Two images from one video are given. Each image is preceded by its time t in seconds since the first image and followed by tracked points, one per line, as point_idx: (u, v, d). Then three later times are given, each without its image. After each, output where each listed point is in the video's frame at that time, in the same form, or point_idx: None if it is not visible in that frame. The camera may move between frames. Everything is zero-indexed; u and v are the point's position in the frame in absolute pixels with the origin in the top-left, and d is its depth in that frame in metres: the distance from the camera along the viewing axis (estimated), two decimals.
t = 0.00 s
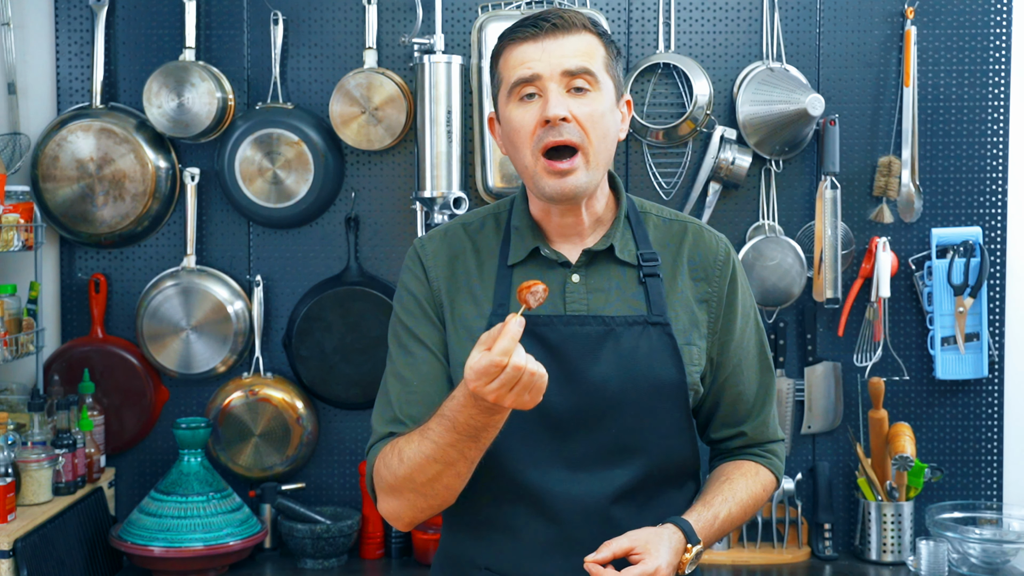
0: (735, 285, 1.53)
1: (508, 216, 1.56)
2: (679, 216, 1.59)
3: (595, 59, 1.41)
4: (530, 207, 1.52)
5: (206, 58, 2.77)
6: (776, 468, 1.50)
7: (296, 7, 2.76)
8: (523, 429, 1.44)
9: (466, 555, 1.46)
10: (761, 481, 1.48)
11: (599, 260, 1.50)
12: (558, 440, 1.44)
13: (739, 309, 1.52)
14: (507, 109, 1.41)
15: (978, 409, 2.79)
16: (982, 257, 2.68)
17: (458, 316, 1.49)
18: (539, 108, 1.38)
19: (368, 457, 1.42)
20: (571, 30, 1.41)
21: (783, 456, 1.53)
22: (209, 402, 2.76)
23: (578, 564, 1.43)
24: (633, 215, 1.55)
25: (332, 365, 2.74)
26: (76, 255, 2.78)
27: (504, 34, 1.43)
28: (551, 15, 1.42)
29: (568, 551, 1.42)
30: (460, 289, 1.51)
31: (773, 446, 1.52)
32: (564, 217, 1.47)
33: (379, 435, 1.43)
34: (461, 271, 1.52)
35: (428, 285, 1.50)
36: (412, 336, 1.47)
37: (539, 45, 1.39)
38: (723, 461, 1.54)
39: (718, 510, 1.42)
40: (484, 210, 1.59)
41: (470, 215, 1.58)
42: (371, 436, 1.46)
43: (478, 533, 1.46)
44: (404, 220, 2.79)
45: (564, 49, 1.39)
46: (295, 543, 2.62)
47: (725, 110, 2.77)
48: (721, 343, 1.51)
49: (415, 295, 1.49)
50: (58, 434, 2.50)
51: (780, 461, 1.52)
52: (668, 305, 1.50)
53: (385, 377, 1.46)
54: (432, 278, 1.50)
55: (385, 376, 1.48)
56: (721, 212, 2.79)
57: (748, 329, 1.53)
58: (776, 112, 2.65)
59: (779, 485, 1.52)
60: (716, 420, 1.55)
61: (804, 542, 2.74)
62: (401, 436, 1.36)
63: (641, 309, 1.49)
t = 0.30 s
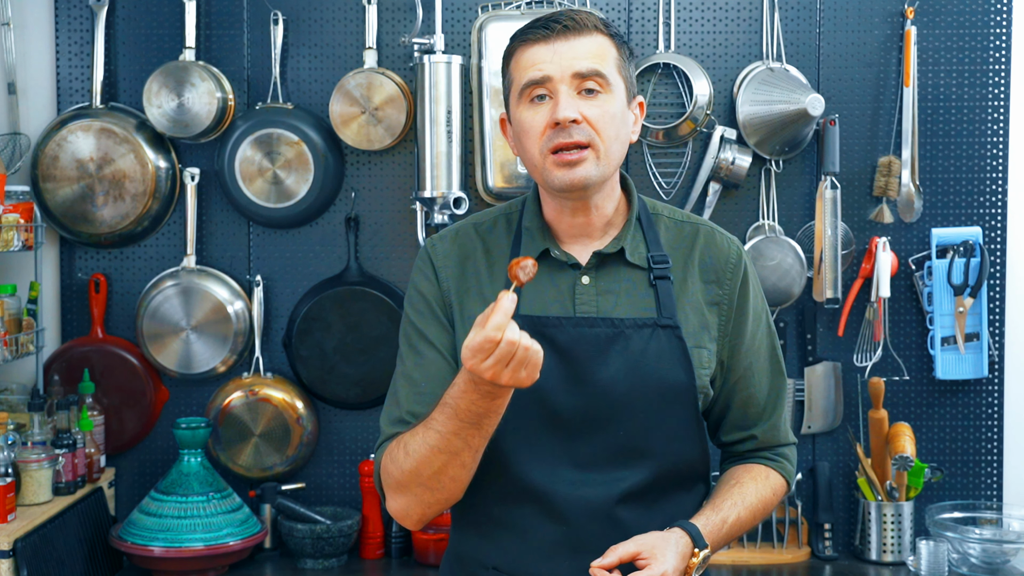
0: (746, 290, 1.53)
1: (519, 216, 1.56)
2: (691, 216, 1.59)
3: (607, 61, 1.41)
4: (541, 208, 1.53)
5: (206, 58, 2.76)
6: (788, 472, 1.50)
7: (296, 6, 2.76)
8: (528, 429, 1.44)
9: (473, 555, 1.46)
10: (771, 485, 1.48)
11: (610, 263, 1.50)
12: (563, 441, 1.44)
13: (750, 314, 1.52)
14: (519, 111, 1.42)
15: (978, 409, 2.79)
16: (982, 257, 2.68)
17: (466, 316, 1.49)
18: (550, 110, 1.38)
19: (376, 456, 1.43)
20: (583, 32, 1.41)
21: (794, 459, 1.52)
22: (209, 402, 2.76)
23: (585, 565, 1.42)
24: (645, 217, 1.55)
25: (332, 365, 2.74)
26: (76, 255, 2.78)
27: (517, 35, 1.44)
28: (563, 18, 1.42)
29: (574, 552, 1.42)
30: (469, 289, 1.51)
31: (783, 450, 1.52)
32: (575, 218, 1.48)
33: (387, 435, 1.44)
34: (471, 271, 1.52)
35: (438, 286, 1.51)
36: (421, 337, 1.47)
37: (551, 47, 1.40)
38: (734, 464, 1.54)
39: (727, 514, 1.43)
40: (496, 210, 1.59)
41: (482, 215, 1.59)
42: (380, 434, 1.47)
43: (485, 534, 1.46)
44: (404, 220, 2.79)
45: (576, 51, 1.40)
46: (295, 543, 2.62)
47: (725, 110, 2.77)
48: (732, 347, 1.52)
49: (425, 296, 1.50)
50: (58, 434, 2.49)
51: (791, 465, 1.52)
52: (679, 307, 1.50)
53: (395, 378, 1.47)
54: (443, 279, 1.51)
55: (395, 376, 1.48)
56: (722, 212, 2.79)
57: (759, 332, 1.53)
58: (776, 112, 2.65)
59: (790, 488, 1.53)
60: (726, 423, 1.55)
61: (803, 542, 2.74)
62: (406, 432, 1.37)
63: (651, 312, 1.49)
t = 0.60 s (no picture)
0: (746, 289, 1.52)
1: (521, 216, 1.56)
2: (692, 216, 1.59)
3: (603, 61, 1.41)
4: (541, 209, 1.53)
5: (206, 58, 2.76)
6: (791, 472, 1.50)
7: (296, 6, 2.76)
8: (528, 428, 1.45)
9: (474, 554, 1.47)
10: (773, 485, 1.48)
11: (610, 262, 1.50)
12: (563, 440, 1.44)
13: (751, 313, 1.52)
14: (514, 112, 1.41)
15: (978, 409, 2.79)
16: (982, 258, 2.68)
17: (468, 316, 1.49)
18: (545, 111, 1.38)
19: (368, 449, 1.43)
20: (579, 33, 1.41)
21: (797, 459, 1.52)
22: (209, 402, 2.76)
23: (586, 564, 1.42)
24: (645, 216, 1.55)
25: (332, 365, 2.74)
26: (76, 255, 2.78)
27: (513, 37, 1.44)
28: (559, 18, 1.42)
29: (575, 552, 1.42)
30: (470, 288, 1.51)
31: (786, 450, 1.52)
32: (573, 217, 1.48)
33: (379, 430, 1.44)
34: (472, 270, 1.52)
35: (438, 287, 1.51)
36: (422, 336, 1.47)
37: (546, 48, 1.40)
38: (737, 464, 1.54)
39: (729, 513, 1.42)
40: (497, 210, 1.59)
41: (483, 216, 1.59)
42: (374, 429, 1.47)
43: (486, 533, 1.46)
44: (403, 220, 2.79)
45: (571, 51, 1.39)
46: (295, 543, 2.62)
47: (725, 110, 2.77)
48: (733, 346, 1.51)
49: (426, 297, 1.50)
50: (58, 434, 2.49)
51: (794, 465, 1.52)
52: (678, 307, 1.50)
53: (392, 375, 1.47)
54: (443, 280, 1.51)
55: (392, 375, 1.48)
56: (722, 212, 2.79)
57: (761, 332, 1.53)
58: (776, 112, 2.65)
59: (793, 489, 1.52)
60: (729, 422, 1.55)
61: (804, 542, 2.74)
62: (398, 425, 1.37)
63: (650, 311, 1.49)
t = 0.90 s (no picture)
0: (732, 287, 1.53)
1: (507, 217, 1.56)
2: (678, 216, 1.60)
3: (584, 70, 1.37)
4: (527, 209, 1.53)
5: (206, 58, 2.76)
6: (776, 471, 1.50)
7: (295, 6, 2.76)
8: (517, 427, 1.44)
9: (462, 554, 1.46)
10: (759, 484, 1.48)
11: (596, 261, 1.51)
12: (552, 438, 1.44)
13: (737, 310, 1.52)
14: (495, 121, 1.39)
15: (978, 409, 2.79)
16: (982, 257, 2.68)
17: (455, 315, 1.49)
18: (525, 123, 1.35)
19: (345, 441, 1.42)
20: (560, 41, 1.38)
21: (783, 458, 1.52)
22: (209, 402, 2.76)
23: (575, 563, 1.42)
24: (631, 216, 1.55)
25: (332, 365, 2.74)
26: (76, 255, 2.78)
27: (493, 43, 1.40)
28: (540, 25, 1.38)
29: (562, 550, 1.42)
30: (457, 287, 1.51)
31: (772, 449, 1.52)
32: (558, 219, 1.48)
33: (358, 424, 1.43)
34: (459, 269, 1.52)
35: (425, 284, 1.51)
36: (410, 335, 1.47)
37: (526, 58, 1.36)
38: (724, 463, 1.54)
39: (715, 512, 1.42)
40: (483, 210, 1.59)
41: (468, 215, 1.59)
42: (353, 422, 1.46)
43: (474, 532, 1.46)
44: (404, 220, 2.79)
45: (551, 61, 1.36)
46: (295, 543, 2.62)
47: (725, 110, 2.77)
48: (720, 344, 1.52)
49: (412, 293, 1.50)
50: (58, 434, 2.49)
51: (780, 464, 1.52)
52: (665, 305, 1.51)
53: (375, 372, 1.46)
54: (429, 277, 1.51)
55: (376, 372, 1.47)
56: (722, 212, 2.79)
57: (747, 330, 1.53)
58: (776, 112, 2.65)
59: (779, 488, 1.52)
60: (716, 421, 1.55)
61: (804, 542, 2.74)
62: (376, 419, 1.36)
63: (637, 309, 1.50)
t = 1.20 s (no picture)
0: (715, 289, 1.53)
1: (490, 218, 1.55)
2: (660, 216, 1.60)
3: (572, 76, 1.36)
4: (511, 210, 1.51)
5: (206, 58, 2.77)
6: (756, 468, 1.50)
7: (295, 7, 2.76)
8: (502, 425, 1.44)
9: (444, 554, 1.46)
10: (739, 481, 1.48)
11: (581, 262, 1.50)
12: (544, 437, 1.44)
13: (719, 310, 1.52)
14: (483, 126, 1.38)
15: (978, 409, 2.79)
16: (982, 257, 2.68)
17: (439, 316, 1.49)
18: (514, 129, 1.35)
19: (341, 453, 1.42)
20: (549, 46, 1.36)
21: (762, 455, 1.52)
22: (209, 402, 2.76)
23: (558, 561, 1.42)
24: (615, 216, 1.55)
25: (332, 365, 2.73)
26: (76, 255, 2.78)
27: (481, 45, 1.38)
28: (528, 30, 1.36)
29: (545, 549, 1.42)
30: (442, 288, 1.51)
31: (751, 446, 1.52)
32: (544, 221, 1.47)
33: (353, 433, 1.42)
34: (443, 271, 1.52)
35: (409, 285, 1.50)
36: (393, 337, 1.47)
37: (515, 63, 1.34)
38: (703, 461, 1.54)
39: (698, 510, 1.42)
40: (466, 212, 1.58)
41: (451, 217, 1.58)
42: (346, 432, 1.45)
43: (456, 531, 1.45)
44: (404, 220, 2.79)
45: (540, 67, 1.35)
46: (295, 543, 2.62)
47: (725, 110, 2.77)
48: (701, 344, 1.52)
49: (395, 295, 1.49)
50: (59, 434, 2.50)
51: (759, 461, 1.52)
52: (648, 306, 1.51)
53: (363, 377, 1.46)
54: (414, 278, 1.50)
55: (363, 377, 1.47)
56: (722, 212, 2.79)
57: (728, 330, 1.53)
58: (776, 111, 2.65)
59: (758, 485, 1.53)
60: (696, 419, 1.55)
61: (804, 542, 2.74)
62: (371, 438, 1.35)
63: (621, 310, 1.50)
